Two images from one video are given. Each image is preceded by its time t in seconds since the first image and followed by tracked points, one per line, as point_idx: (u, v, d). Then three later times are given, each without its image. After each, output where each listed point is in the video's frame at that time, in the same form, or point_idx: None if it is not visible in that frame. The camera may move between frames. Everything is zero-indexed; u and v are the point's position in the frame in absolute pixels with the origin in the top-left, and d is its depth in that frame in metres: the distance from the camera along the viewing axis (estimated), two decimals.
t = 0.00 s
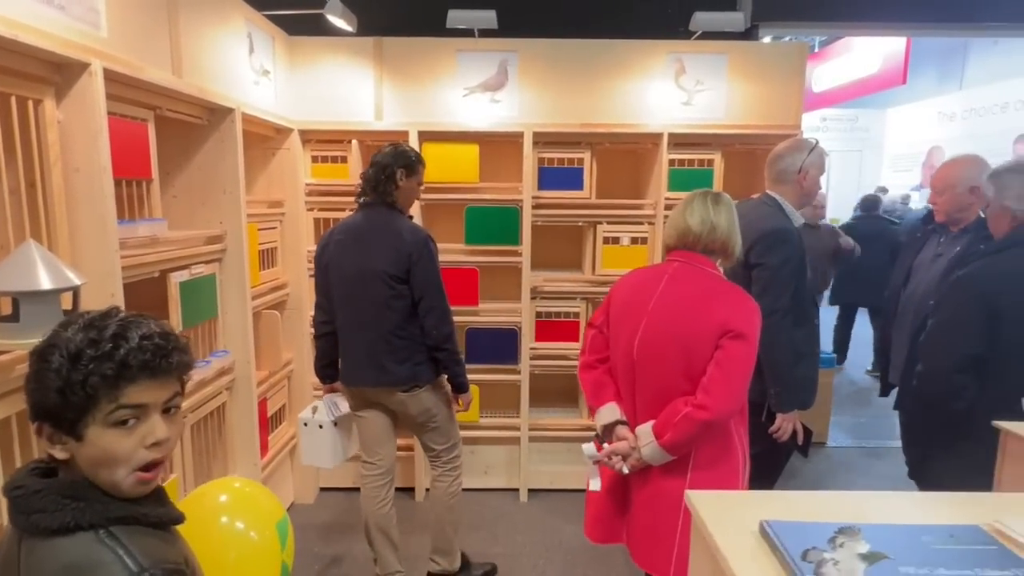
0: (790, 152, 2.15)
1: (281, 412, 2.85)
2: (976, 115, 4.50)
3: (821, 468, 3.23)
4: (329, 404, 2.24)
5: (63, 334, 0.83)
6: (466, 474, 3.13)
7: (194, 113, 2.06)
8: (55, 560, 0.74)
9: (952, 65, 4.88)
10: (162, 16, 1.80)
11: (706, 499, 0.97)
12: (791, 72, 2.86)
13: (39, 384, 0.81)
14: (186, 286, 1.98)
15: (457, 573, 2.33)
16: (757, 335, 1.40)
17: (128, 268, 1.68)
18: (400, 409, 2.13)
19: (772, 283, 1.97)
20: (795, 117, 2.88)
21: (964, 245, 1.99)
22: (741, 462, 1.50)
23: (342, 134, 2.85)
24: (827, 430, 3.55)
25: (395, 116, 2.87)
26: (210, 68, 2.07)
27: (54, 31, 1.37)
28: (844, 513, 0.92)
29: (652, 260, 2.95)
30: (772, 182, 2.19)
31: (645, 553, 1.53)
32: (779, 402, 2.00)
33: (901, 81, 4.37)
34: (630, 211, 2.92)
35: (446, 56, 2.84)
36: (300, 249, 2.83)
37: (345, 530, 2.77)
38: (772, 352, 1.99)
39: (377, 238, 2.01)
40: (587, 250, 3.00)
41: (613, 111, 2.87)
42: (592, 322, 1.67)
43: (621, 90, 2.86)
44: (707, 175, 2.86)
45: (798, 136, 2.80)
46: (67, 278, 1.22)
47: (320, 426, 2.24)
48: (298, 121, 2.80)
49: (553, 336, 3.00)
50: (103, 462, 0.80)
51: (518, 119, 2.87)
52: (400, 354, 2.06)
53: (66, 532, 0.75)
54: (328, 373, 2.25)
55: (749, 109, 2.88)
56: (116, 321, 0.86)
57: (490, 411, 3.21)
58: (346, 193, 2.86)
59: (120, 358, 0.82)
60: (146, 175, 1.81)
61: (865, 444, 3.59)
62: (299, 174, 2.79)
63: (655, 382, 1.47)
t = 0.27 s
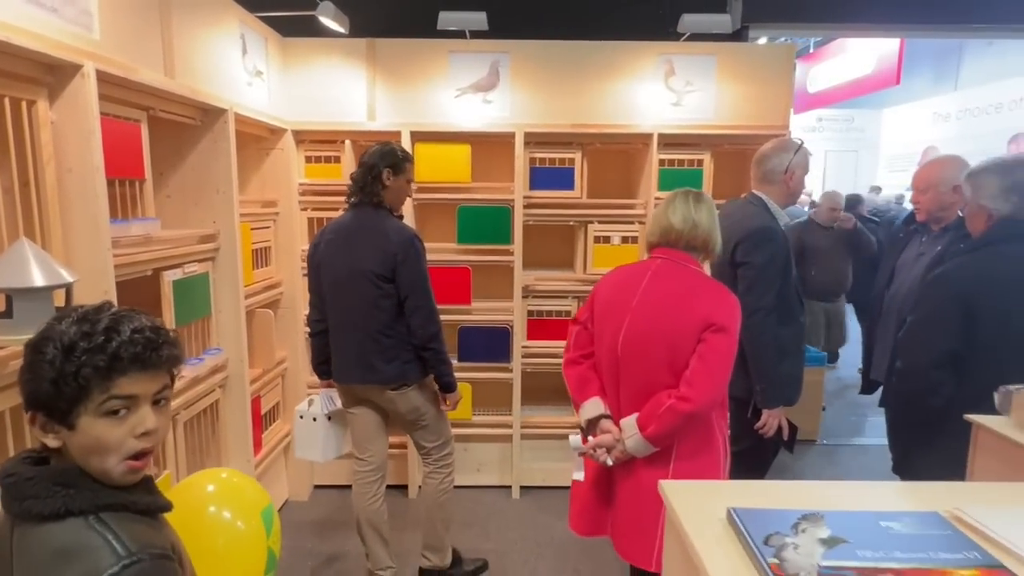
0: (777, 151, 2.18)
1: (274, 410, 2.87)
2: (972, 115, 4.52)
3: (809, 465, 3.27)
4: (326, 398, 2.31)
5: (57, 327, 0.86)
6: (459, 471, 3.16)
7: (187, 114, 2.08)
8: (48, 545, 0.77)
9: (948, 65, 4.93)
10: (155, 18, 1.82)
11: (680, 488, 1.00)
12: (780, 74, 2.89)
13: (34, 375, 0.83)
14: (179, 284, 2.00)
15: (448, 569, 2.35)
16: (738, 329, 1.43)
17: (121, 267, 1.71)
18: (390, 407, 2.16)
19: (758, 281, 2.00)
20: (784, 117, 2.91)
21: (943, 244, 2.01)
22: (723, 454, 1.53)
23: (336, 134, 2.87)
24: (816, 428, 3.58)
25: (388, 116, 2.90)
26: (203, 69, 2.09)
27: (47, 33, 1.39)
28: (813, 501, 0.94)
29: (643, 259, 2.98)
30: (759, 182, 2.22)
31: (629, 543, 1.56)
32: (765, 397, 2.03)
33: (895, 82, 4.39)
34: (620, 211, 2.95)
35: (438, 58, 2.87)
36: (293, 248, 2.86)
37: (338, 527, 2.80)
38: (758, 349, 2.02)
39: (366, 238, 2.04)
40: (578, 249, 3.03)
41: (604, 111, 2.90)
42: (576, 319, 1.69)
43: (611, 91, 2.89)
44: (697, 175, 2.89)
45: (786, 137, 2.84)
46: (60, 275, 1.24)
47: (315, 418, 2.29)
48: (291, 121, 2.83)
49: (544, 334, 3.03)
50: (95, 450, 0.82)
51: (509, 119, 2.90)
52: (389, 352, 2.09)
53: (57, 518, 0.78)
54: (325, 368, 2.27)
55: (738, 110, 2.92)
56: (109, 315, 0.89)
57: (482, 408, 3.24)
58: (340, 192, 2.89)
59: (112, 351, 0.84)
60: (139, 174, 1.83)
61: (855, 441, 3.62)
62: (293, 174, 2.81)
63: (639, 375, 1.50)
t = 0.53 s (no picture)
0: (774, 150, 2.19)
1: (273, 408, 2.88)
2: (972, 115, 4.52)
3: (808, 463, 3.28)
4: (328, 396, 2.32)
5: (57, 321, 0.87)
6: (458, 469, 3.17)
7: (187, 112, 2.09)
8: (48, 535, 0.78)
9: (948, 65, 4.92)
10: (155, 17, 1.84)
11: (673, 482, 1.01)
12: (778, 73, 2.90)
13: (34, 368, 0.85)
14: (179, 282, 2.01)
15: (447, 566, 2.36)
16: (733, 325, 1.45)
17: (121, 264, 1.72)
18: (388, 405, 2.17)
19: (755, 278, 2.01)
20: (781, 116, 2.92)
21: (939, 242, 2.02)
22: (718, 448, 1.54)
23: (335, 133, 2.88)
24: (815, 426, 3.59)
25: (387, 115, 2.91)
26: (203, 67, 2.11)
27: (48, 32, 1.40)
28: (804, 494, 0.96)
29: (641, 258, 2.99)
30: (756, 181, 2.23)
31: (625, 537, 1.57)
32: (762, 394, 2.03)
33: (895, 81, 4.40)
34: (619, 209, 2.96)
35: (438, 57, 2.88)
36: (293, 246, 2.87)
37: (337, 524, 2.81)
38: (754, 346, 2.02)
39: (363, 237, 2.05)
40: (577, 248, 3.04)
41: (602, 110, 2.91)
42: (573, 316, 1.70)
43: (610, 90, 2.90)
44: (695, 174, 2.90)
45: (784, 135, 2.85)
46: (60, 271, 1.26)
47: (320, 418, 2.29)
48: (291, 120, 2.84)
49: (543, 333, 3.04)
50: (95, 443, 0.83)
51: (508, 118, 2.91)
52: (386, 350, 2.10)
53: (57, 508, 0.79)
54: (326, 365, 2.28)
55: (736, 109, 2.93)
56: (109, 310, 0.90)
57: (481, 407, 3.25)
58: (339, 191, 2.90)
59: (112, 345, 0.86)
60: (139, 172, 1.84)
61: (853, 440, 3.63)
62: (293, 173, 2.82)
63: (635, 370, 1.51)
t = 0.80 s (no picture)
0: (777, 150, 2.19)
1: (278, 408, 2.89)
2: (976, 115, 4.51)
3: (812, 464, 3.27)
4: (335, 397, 2.35)
5: (63, 325, 0.88)
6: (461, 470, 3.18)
7: (192, 114, 2.10)
8: (55, 539, 0.79)
9: (952, 65, 4.94)
10: (160, 19, 1.84)
11: (678, 486, 1.01)
12: (782, 74, 2.90)
13: (41, 373, 0.85)
14: (184, 283, 2.02)
15: (451, 567, 2.36)
16: (739, 326, 1.45)
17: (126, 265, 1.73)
18: (392, 405, 2.17)
19: (760, 279, 2.01)
20: (786, 117, 2.91)
21: (945, 245, 2.01)
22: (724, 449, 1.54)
23: (339, 134, 2.89)
24: (818, 428, 3.58)
25: (391, 116, 2.92)
26: (208, 69, 2.11)
27: (54, 35, 1.41)
28: (810, 498, 0.95)
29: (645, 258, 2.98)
30: (759, 182, 2.22)
31: (632, 536, 1.58)
32: (767, 396, 2.03)
33: (899, 82, 4.39)
34: (622, 210, 2.96)
35: (441, 58, 2.89)
36: (297, 247, 2.87)
37: (341, 524, 2.82)
38: (760, 347, 2.02)
39: (367, 239, 2.06)
40: (580, 249, 3.04)
41: (606, 111, 2.91)
42: (579, 318, 1.70)
43: (613, 91, 2.90)
44: (699, 175, 2.90)
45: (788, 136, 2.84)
46: (67, 273, 1.26)
47: (327, 418, 2.30)
48: (295, 121, 2.84)
49: (547, 334, 3.04)
50: (101, 446, 0.84)
51: (512, 119, 2.91)
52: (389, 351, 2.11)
53: (65, 511, 0.80)
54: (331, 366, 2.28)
55: (740, 110, 2.92)
56: (114, 314, 0.90)
57: (485, 407, 3.25)
58: (342, 192, 2.91)
59: (118, 349, 0.86)
60: (145, 174, 1.85)
61: (858, 441, 3.62)
62: (297, 174, 2.83)
63: (640, 372, 1.51)
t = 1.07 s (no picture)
0: (784, 150, 2.18)
1: (285, 408, 2.89)
2: (982, 115, 4.48)
3: (821, 466, 3.26)
4: (343, 397, 2.34)
5: (79, 327, 0.87)
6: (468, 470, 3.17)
7: (201, 114, 2.10)
8: (72, 542, 0.78)
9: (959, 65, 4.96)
10: (170, 19, 1.84)
11: (695, 490, 1.00)
12: (791, 74, 2.88)
13: (57, 375, 0.85)
14: (193, 283, 2.02)
15: (459, 569, 2.36)
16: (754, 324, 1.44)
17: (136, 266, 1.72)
18: (401, 405, 2.17)
19: (770, 280, 2.00)
20: (795, 117, 2.90)
21: (957, 246, 1.99)
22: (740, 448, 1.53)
23: (346, 134, 2.88)
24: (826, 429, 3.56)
25: (399, 116, 2.91)
26: (217, 69, 2.11)
27: (67, 35, 1.41)
28: (830, 503, 0.94)
29: (653, 259, 2.97)
30: (767, 182, 2.21)
31: (648, 533, 1.57)
32: (777, 398, 2.02)
33: (906, 81, 4.37)
34: (631, 211, 2.95)
35: (449, 58, 2.88)
36: (305, 247, 2.87)
37: (348, 524, 2.81)
38: (772, 347, 2.01)
39: (376, 238, 2.05)
40: (588, 249, 3.03)
41: (614, 111, 2.90)
42: (595, 316, 1.70)
43: (622, 90, 2.89)
44: (708, 175, 2.89)
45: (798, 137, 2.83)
46: (78, 274, 1.26)
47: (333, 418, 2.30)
48: (302, 121, 2.84)
49: (554, 334, 3.03)
50: (118, 449, 0.83)
51: (520, 119, 2.91)
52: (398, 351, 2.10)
53: (82, 515, 0.79)
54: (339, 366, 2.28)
55: (749, 110, 2.91)
56: (130, 315, 0.90)
57: (492, 407, 3.24)
58: (350, 192, 2.90)
59: (135, 352, 0.85)
60: (154, 174, 1.85)
61: (866, 442, 3.61)
62: (305, 174, 2.82)
63: (655, 371, 1.51)
